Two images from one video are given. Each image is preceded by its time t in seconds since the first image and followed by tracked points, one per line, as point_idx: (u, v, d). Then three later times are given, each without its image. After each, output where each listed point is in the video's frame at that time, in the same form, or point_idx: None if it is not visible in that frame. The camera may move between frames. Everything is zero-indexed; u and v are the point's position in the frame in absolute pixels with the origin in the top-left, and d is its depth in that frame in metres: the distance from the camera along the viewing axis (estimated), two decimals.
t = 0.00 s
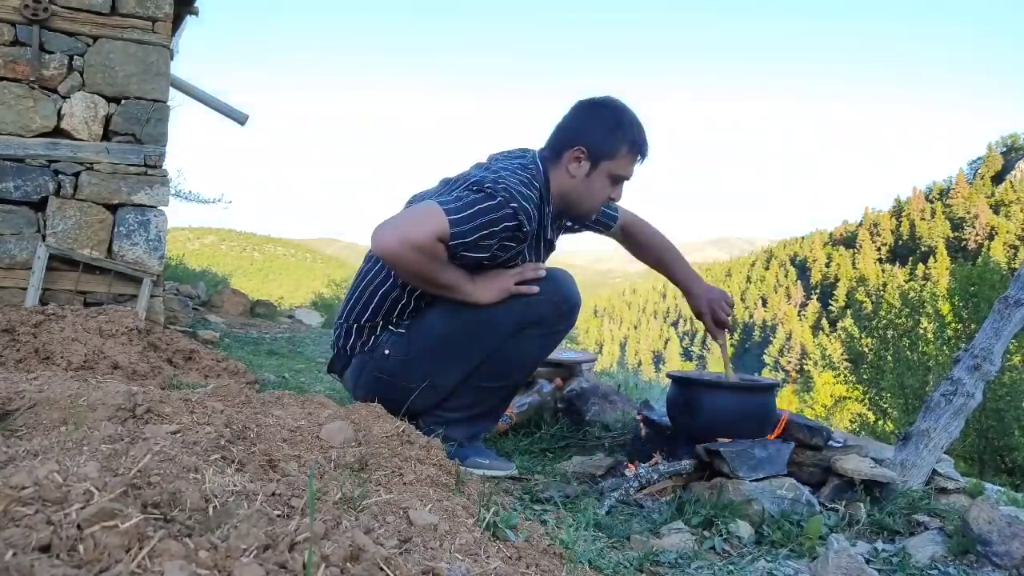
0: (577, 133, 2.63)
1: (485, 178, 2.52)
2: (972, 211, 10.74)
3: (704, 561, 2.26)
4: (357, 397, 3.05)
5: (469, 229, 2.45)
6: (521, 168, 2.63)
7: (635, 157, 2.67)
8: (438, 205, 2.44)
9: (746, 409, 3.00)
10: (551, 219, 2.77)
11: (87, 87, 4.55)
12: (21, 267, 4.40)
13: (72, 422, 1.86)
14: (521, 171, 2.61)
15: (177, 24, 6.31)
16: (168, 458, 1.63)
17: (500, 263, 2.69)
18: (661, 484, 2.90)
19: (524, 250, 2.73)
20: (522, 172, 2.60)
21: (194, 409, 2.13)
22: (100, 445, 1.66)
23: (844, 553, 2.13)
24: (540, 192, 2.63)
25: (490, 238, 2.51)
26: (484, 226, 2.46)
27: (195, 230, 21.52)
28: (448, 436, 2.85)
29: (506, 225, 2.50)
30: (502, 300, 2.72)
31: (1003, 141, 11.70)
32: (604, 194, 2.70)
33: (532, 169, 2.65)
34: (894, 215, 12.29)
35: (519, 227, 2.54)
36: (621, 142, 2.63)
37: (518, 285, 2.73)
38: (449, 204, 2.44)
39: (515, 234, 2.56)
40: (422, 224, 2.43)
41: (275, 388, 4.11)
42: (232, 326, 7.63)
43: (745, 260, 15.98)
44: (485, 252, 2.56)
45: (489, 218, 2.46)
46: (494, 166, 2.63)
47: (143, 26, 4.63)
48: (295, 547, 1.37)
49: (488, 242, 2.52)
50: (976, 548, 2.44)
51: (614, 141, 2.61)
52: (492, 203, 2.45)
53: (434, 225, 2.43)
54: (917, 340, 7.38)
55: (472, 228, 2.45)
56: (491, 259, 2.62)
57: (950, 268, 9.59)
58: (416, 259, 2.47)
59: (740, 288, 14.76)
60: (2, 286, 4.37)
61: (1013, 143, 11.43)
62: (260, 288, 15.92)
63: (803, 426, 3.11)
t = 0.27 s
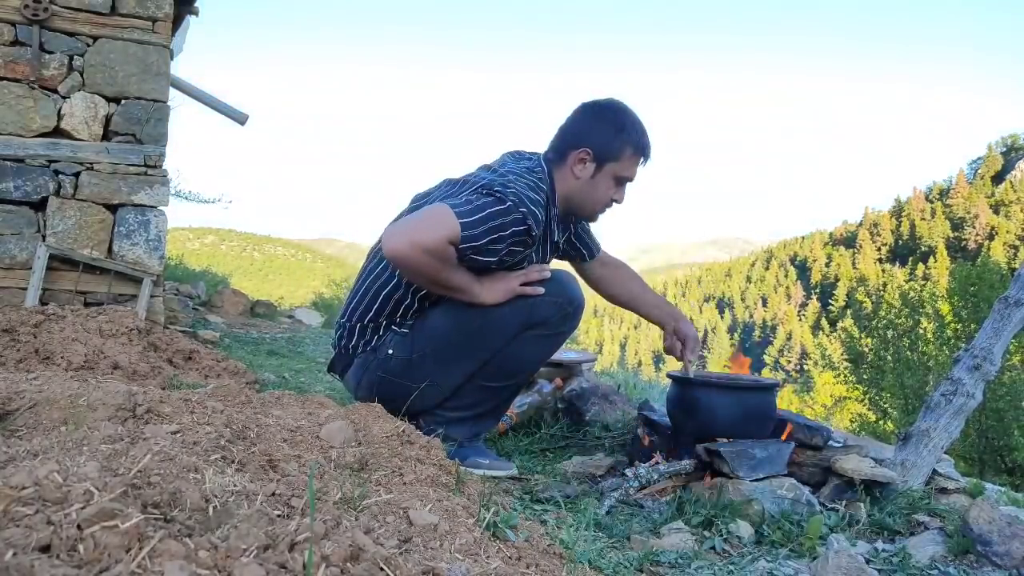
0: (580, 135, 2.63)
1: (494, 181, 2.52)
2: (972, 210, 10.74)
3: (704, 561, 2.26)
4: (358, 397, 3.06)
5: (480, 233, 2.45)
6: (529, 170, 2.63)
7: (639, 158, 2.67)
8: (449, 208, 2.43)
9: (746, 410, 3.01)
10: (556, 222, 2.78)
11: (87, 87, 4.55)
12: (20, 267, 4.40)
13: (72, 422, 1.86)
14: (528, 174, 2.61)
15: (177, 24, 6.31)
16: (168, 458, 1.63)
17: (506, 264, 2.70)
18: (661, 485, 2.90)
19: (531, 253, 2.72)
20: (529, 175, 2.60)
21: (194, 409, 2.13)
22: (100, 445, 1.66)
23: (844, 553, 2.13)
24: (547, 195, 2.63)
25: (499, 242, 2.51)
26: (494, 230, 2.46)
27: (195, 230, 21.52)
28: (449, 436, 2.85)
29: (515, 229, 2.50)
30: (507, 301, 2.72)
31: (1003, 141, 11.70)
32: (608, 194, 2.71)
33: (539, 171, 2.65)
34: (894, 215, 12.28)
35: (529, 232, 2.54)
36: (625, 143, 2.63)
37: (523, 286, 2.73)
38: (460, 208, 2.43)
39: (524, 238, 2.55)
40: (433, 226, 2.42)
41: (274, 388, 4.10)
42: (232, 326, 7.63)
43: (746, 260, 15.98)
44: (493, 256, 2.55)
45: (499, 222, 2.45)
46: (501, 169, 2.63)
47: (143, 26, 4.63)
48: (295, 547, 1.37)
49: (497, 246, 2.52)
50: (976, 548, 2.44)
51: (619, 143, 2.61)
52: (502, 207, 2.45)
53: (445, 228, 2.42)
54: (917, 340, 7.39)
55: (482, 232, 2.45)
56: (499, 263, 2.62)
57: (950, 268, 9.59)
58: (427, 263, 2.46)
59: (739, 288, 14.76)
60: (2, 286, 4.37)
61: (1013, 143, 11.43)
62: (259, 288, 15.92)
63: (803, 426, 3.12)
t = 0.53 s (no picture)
0: (576, 134, 2.63)
1: (484, 180, 2.53)
2: (971, 210, 10.74)
3: (703, 561, 2.26)
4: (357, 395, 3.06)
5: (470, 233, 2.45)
6: (522, 169, 2.63)
7: (634, 158, 2.67)
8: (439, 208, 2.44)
9: (747, 409, 3.01)
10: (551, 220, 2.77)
11: (87, 87, 4.55)
12: (21, 266, 4.40)
13: (72, 422, 1.86)
14: (521, 173, 2.61)
15: (177, 24, 6.31)
16: (168, 458, 1.63)
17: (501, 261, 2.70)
18: (660, 484, 2.91)
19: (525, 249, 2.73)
20: (522, 174, 2.60)
21: (194, 409, 2.13)
22: (100, 445, 1.66)
23: (844, 553, 2.13)
24: (539, 194, 2.63)
25: (490, 241, 2.52)
26: (484, 229, 2.47)
27: (195, 230, 21.51)
28: (447, 434, 2.85)
29: (505, 227, 2.51)
30: (503, 297, 2.72)
31: (1003, 141, 11.69)
32: (603, 194, 2.70)
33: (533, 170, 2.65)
34: (894, 215, 12.28)
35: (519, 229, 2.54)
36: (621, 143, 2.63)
37: (518, 282, 2.73)
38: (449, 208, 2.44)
39: (515, 236, 2.56)
40: (425, 225, 2.42)
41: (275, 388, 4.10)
42: (233, 326, 7.63)
43: (745, 260, 15.97)
44: (485, 254, 2.56)
45: (489, 220, 2.46)
46: (495, 168, 2.64)
47: (143, 26, 4.63)
48: (295, 547, 1.38)
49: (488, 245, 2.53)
50: (976, 548, 2.44)
51: (614, 142, 2.61)
52: (492, 206, 2.46)
53: (436, 228, 2.42)
54: (917, 339, 7.39)
55: (472, 231, 2.45)
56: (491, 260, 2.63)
57: (949, 268, 9.59)
58: (420, 263, 2.46)
59: (740, 288, 14.75)
60: (2, 286, 4.37)
61: (1013, 143, 11.43)
62: (259, 288, 15.92)
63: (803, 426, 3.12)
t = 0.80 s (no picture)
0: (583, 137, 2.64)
1: (490, 180, 2.52)
2: (971, 210, 10.74)
3: (703, 561, 2.25)
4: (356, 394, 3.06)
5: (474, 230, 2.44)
6: (529, 172, 2.62)
7: (642, 162, 2.67)
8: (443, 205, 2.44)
9: (748, 409, 3.00)
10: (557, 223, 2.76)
11: (87, 87, 4.55)
12: (20, 267, 4.40)
13: (72, 422, 1.86)
14: (528, 175, 2.60)
15: (177, 24, 6.31)
16: (168, 458, 1.63)
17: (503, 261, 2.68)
18: (661, 484, 2.91)
19: (529, 250, 2.70)
20: (528, 176, 2.59)
21: (194, 408, 2.12)
22: (100, 445, 1.66)
23: (844, 553, 2.13)
24: (546, 197, 2.61)
25: (494, 240, 2.50)
26: (487, 229, 2.46)
27: (195, 230, 21.51)
28: (446, 433, 2.85)
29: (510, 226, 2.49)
30: (503, 297, 2.72)
31: (1002, 141, 11.69)
32: (610, 198, 2.70)
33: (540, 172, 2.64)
34: (894, 215, 12.28)
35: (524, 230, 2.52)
36: (629, 147, 2.63)
37: (519, 283, 2.73)
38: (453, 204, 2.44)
39: (519, 238, 2.54)
40: (428, 217, 2.42)
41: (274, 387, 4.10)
42: (233, 326, 7.63)
43: (745, 259, 15.97)
44: (489, 254, 2.54)
45: (494, 219, 2.45)
46: (502, 169, 2.63)
47: (143, 26, 4.63)
48: (294, 547, 1.38)
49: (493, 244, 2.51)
50: (976, 548, 2.44)
51: (621, 146, 2.62)
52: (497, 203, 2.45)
53: (439, 221, 2.41)
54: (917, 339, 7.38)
55: (477, 229, 2.44)
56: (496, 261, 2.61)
57: (949, 268, 9.59)
58: (422, 257, 2.46)
59: (739, 288, 14.75)
60: (2, 286, 4.36)
61: (1013, 143, 11.43)
62: (259, 288, 15.92)
63: (804, 426, 3.12)
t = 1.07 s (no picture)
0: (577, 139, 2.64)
1: (485, 179, 2.52)
2: (971, 210, 10.73)
3: (703, 561, 2.25)
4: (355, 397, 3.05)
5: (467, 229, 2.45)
6: (524, 169, 2.63)
7: (638, 161, 2.67)
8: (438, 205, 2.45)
9: (748, 408, 3.01)
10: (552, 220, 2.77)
11: (87, 87, 4.55)
12: (20, 267, 4.40)
13: (72, 422, 1.86)
14: (522, 172, 2.61)
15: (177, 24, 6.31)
16: (168, 458, 1.63)
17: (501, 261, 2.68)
18: (661, 484, 2.91)
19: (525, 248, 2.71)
20: (523, 174, 2.60)
21: (194, 408, 2.12)
22: (100, 445, 1.66)
23: (844, 553, 2.13)
24: (540, 194, 2.62)
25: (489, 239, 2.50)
26: (484, 227, 2.46)
27: (195, 230, 21.50)
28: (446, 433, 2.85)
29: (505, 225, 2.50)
30: (502, 297, 2.72)
31: (1003, 141, 11.69)
32: (607, 196, 2.70)
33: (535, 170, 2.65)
34: (894, 215, 12.28)
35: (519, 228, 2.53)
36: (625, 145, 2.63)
37: (517, 282, 2.73)
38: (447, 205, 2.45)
39: (516, 235, 2.54)
40: (425, 218, 2.43)
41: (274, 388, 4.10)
42: (233, 326, 7.63)
43: (745, 259, 15.96)
44: (485, 252, 2.54)
45: (490, 217, 2.45)
46: (497, 167, 2.63)
47: (143, 26, 4.63)
48: (294, 547, 1.38)
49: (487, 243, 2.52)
50: (976, 548, 2.44)
51: (618, 144, 2.61)
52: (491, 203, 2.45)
53: (435, 222, 2.43)
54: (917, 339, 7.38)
55: (472, 227, 2.44)
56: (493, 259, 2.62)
57: (949, 268, 9.58)
58: (420, 258, 2.47)
59: (740, 288, 14.75)
60: (2, 286, 4.36)
61: (1013, 143, 11.42)
62: (259, 288, 15.91)
63: (803, 426, 3.12)
